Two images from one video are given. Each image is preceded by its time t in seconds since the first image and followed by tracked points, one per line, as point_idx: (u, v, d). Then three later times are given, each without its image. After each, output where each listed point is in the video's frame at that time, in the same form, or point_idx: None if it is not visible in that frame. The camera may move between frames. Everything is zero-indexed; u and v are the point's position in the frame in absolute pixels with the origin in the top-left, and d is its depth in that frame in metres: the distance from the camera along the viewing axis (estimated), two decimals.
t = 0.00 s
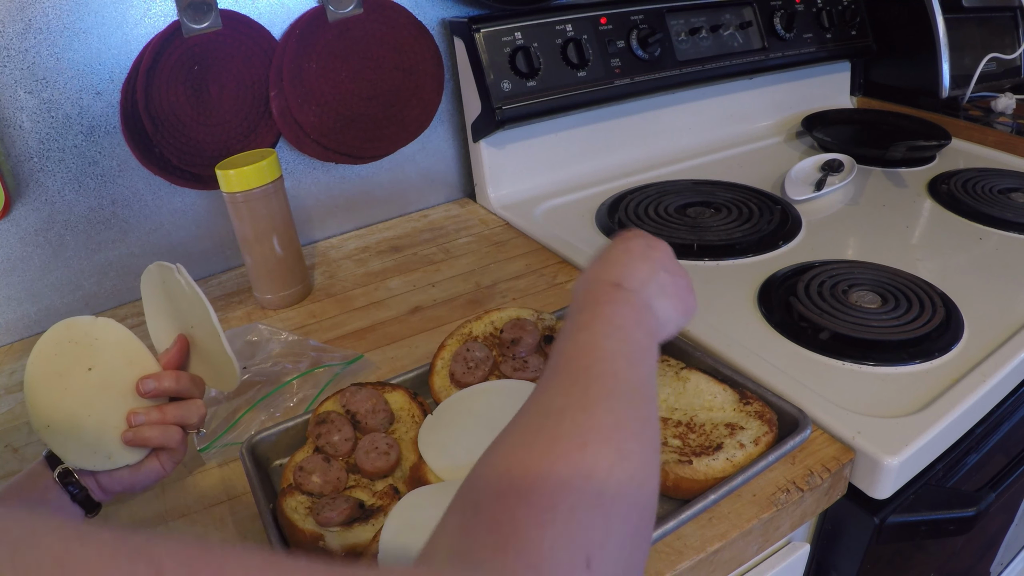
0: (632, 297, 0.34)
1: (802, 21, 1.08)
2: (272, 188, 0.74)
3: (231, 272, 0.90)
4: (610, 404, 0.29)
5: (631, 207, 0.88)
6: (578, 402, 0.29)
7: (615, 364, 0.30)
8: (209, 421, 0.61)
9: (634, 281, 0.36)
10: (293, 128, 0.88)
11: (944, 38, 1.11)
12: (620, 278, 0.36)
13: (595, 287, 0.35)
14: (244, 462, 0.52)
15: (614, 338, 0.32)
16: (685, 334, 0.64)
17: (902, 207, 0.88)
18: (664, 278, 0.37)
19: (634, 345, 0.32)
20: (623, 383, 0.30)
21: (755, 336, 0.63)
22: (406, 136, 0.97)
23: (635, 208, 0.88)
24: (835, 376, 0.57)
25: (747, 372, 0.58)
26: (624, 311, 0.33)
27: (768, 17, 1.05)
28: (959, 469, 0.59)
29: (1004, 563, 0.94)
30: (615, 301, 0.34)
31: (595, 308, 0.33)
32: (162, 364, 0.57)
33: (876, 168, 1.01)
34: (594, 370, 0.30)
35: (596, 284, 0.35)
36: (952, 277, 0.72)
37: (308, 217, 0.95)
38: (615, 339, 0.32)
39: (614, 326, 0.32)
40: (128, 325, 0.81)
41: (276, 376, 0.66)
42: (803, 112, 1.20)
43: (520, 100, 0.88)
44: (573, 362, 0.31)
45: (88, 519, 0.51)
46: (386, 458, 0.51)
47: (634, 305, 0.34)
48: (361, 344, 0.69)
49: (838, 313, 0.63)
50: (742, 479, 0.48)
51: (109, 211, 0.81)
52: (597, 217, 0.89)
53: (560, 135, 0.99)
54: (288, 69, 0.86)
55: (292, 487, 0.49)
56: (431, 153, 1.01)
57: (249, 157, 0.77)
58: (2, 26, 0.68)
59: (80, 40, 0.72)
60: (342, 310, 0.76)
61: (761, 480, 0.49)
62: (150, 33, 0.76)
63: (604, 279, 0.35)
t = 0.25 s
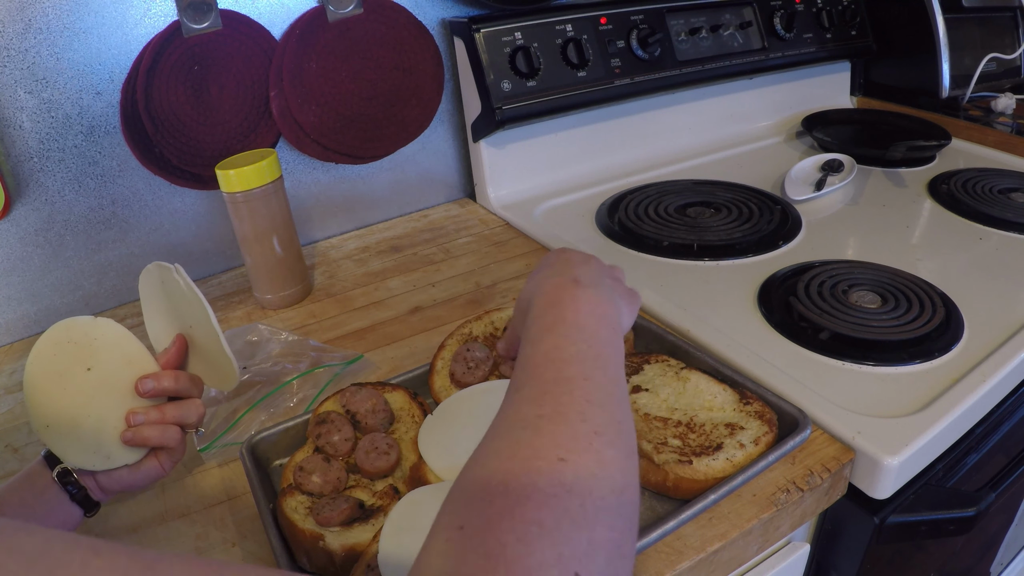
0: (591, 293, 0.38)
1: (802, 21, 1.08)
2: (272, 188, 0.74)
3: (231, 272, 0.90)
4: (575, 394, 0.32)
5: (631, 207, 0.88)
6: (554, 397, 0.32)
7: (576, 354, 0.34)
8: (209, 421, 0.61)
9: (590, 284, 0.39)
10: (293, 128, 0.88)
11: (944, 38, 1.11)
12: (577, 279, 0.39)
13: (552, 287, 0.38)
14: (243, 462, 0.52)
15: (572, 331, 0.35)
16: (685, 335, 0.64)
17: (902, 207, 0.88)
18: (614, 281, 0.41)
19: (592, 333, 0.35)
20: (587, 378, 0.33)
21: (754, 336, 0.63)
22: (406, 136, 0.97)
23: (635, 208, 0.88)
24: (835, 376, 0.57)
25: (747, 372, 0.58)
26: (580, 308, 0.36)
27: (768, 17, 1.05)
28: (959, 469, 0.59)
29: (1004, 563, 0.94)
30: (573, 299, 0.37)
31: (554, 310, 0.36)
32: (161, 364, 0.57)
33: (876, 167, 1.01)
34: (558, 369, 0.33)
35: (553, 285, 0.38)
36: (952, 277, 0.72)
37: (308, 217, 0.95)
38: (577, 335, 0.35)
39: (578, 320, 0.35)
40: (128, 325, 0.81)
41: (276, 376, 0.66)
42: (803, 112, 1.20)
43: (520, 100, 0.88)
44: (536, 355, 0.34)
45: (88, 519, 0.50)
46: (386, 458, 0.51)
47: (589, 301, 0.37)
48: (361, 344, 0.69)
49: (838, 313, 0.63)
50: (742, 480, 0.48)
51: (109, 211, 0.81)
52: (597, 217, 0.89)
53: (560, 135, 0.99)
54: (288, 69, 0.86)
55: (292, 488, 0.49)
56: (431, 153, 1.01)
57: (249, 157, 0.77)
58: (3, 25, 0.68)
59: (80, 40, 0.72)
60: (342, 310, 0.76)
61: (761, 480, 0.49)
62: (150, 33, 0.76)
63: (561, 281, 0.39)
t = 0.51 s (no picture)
0: (595, 314, 0.37)
1: (802, 21, 1.08)
2: (272, 188, 0.74)
3: (231, 272, 0.90)
4: (576, 411, 0.32)
5: (631, 207, 0.88)
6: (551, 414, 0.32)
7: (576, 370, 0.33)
8: (209, 421, 0.61)
9: (592, 303, 0.38)
10: (293, 128, 0.88)
11: (944, 38, 1.11)
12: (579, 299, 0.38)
13: (554, 310, 0.38)
14: (244, 462, 0.52)
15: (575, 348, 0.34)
16: (684, 335, 0.64)
17: (902, 207, 0.88)
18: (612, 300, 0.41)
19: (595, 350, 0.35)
20: (589, 396, 0.32)
21: (754, 336, 0.63)
22: (406, 136, 0.97)
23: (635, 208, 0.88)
24: (835, 376, 0.57)
25: (747, 372, 0.58)
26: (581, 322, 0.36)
27: (768, 17, 1.05)
28: (959, 469, 0.59)
29: (1004, 563, 0.94)
30: (577, 320, 0.36)
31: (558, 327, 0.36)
32: (161, 364, 0.57)
33: (876, 167, 1.01)
34: (559, 386, 0.33)
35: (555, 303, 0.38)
36: (952, 277, 0.72)
37: (308, 217, 0.95)
38: (582, 355, 0.34)
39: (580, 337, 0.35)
40: (128, 325, 0.81)
41: (276, 376, 0.66)
42: (803, 112, 1.20)
43: (520, 100, 0.88)
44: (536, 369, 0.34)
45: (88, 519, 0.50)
46: (386, 458, 0.51)
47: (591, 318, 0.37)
48: (361, 344, 0.69)
49: (838, 313, 0.63)
50: (742, 480, 0.48)
51: (109, 211, 0.81)
52: (597, 217, 0.89)
53: (560, 135, 0.99)
54: (288, 69, 0.86)
55: (292, 488, 0.49)
56: (431, 153, 1.01)
57: (249, 157, 0.77)
58: (2, 26, 0.68)
59: (80, 40, 0.72)
60: (342, 310, 0.76)
61: (761, 481, 0.49)
62: (150, 33, 0.76)
63: (563, 299, 0.38)
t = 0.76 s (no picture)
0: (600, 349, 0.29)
1: (802, 21, 1.08)
2: (272, 188, 0.74)
3: (231, 272, 0.90)
4: (570, 488, 0.26)
5: (631, 207, 0.88)
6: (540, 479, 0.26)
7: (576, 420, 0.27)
8: (209, 421, 0.61)
9: (599, 326, 0.30)
10: (293, 128, 0.88)
11: (944, 38, 1.11)
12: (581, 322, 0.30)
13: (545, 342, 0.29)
14: (244, 462, 0.52)
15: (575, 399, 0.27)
16: (684, 335, 0.64)
17: (902, 207, 0.88)
18: (627, 308, 0.32)
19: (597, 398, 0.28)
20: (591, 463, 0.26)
21: (754, 336, 0.63)
22: (406, 136, 0.97)
23: (635, 208, 0.88)
24: (835, 376, 0.57)
25: (747, 372, 0.58)
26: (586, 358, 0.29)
27: (768, 17, 1.05)
28: (959, 469, 0.59)
29: (1004, 563, 0.94)
30: (576, 355, 0.29)
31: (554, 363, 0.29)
32: (161, 363, 0.57)
33: (875, 167, 1.01)
34: (552, 456, 0.26)
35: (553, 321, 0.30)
36: (952, 277, 0.72)
37: (308, 217, 0.95)
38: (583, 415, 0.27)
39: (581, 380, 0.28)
40: (128, 325, 0.81)
41: (276, 376, 0.66)
42: (803, 112, 1.20)
43: (520, 100, 0.88)
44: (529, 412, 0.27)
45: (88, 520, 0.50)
46: (386, 458, 0.51)
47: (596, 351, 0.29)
48: (361, 344, 0.69)
49: (838, 313, 0.63)
50: (742, 479, 0.48)
51: (109, 211, 0.81)
52: (597, 217, 0.89)
53: (560, 135, 0.99)
54: (288, 69, 0.86)
55: (292, 488, 0.49)
56: (431, 153, 1.01)
57: (249, 157, 0.77)
58: (2, 26, 0.68)
59: (80, 40, 0.72)
60: (342, 310, 0.76)
61: (761, 480, 0.49)
62: (150, 33, 0.76)
63: (561, 325, 0.30)
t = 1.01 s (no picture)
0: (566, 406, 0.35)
1: (802, 21, 1.08)
2: (272, 188, 0.74)
3: (231, 272, 0.90)
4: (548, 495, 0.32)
5: (631, 207, 0.88)
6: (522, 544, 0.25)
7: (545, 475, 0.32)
8: (209, 421, 0.61)
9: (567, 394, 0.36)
10: (293, 128, 0.88)
11: (944, 38, 1.11)
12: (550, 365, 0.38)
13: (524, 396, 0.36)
14: (244, 463, 0.52)
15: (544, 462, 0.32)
16: (684, 334, 0.64)
17: (902, 207, 0.88)
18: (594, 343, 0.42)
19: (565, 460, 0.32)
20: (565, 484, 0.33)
21: (755, 335, 0.63)
22: (406, 136, 0.97)
23: (635, 208, 0.88)
24: (835, 377, 0.57)
25: (747, 372, 0.58)
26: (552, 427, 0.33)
27: (768, 17, 1.05)
28: (959, 469, 0.59)
29: (1004, 563, 0.94)
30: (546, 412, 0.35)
31: (524, 436, 0.33)
32: (160, 363, 0.56)
33: (876, 167, 1.01)
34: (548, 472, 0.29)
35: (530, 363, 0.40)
36: (952, 277, 0.72)
37: (308, 217, 0.95)
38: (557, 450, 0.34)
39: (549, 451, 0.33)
40: (128, 325, 0.81)
41: (276, 376, 0.66)
42: (803, 113, 1.20)
43: (520, 100, 0.88)
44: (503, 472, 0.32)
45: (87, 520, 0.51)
46: (386, 458, 0.51)
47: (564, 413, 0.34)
48: (361, 344, 0.69)
49: (838, 313, 0.63)
50: (742, 480, 0.48)
51: (109, 211, 0.81)
52: (596, 217, 0.89)
53: (560, 135, 0.99)
54: (288, 69, 0.86)
55: (292, 488, 0.49)
56: (431, 153, 1.01)
57: (249, 157, 0.77)
58: (3, 26, 0.68)
59: (80, 40, 0.72)
60: (342, 310, 0.76)
61: (761, 480, 0.49)
62: (150, 33, 0.76)
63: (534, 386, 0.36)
